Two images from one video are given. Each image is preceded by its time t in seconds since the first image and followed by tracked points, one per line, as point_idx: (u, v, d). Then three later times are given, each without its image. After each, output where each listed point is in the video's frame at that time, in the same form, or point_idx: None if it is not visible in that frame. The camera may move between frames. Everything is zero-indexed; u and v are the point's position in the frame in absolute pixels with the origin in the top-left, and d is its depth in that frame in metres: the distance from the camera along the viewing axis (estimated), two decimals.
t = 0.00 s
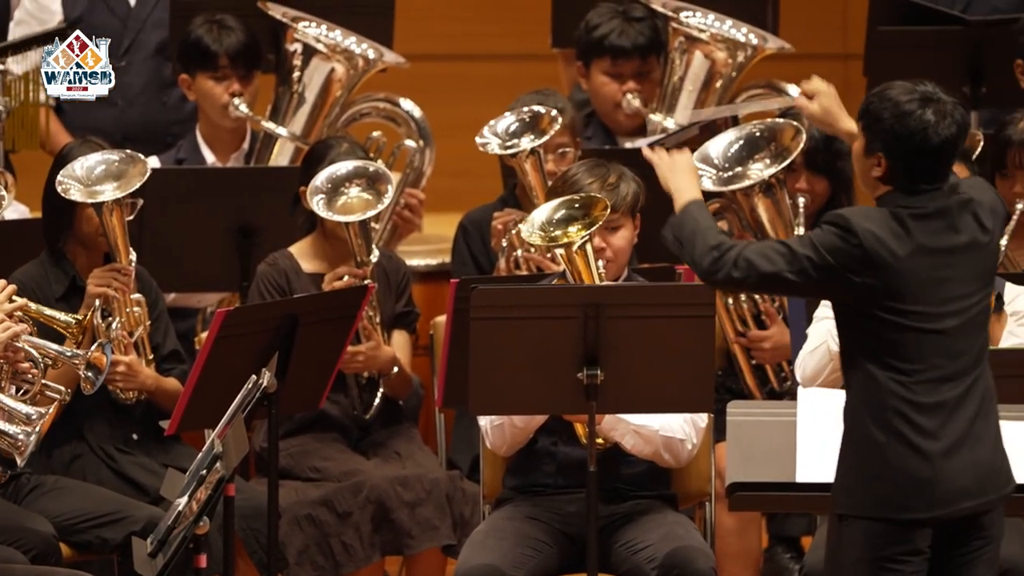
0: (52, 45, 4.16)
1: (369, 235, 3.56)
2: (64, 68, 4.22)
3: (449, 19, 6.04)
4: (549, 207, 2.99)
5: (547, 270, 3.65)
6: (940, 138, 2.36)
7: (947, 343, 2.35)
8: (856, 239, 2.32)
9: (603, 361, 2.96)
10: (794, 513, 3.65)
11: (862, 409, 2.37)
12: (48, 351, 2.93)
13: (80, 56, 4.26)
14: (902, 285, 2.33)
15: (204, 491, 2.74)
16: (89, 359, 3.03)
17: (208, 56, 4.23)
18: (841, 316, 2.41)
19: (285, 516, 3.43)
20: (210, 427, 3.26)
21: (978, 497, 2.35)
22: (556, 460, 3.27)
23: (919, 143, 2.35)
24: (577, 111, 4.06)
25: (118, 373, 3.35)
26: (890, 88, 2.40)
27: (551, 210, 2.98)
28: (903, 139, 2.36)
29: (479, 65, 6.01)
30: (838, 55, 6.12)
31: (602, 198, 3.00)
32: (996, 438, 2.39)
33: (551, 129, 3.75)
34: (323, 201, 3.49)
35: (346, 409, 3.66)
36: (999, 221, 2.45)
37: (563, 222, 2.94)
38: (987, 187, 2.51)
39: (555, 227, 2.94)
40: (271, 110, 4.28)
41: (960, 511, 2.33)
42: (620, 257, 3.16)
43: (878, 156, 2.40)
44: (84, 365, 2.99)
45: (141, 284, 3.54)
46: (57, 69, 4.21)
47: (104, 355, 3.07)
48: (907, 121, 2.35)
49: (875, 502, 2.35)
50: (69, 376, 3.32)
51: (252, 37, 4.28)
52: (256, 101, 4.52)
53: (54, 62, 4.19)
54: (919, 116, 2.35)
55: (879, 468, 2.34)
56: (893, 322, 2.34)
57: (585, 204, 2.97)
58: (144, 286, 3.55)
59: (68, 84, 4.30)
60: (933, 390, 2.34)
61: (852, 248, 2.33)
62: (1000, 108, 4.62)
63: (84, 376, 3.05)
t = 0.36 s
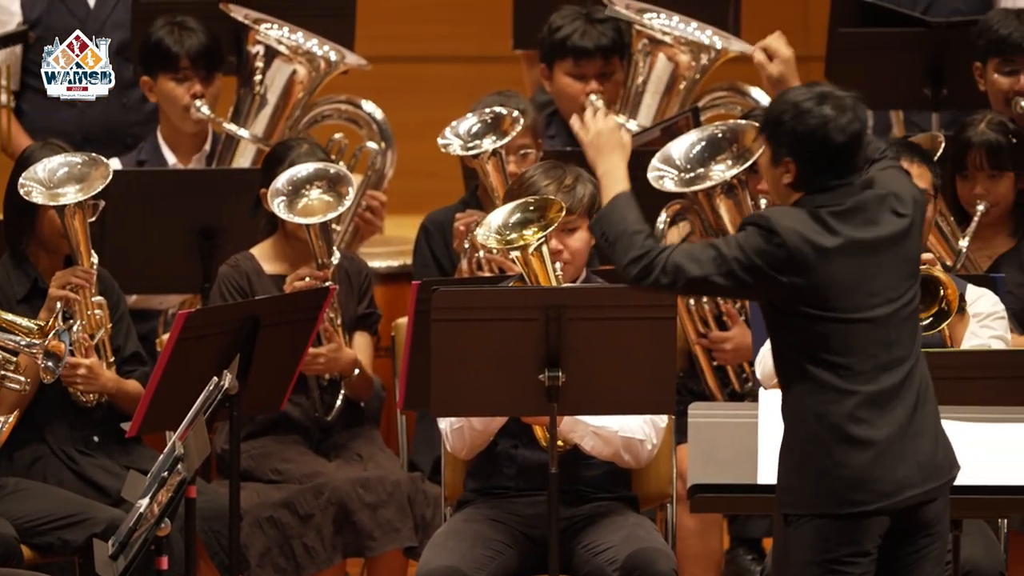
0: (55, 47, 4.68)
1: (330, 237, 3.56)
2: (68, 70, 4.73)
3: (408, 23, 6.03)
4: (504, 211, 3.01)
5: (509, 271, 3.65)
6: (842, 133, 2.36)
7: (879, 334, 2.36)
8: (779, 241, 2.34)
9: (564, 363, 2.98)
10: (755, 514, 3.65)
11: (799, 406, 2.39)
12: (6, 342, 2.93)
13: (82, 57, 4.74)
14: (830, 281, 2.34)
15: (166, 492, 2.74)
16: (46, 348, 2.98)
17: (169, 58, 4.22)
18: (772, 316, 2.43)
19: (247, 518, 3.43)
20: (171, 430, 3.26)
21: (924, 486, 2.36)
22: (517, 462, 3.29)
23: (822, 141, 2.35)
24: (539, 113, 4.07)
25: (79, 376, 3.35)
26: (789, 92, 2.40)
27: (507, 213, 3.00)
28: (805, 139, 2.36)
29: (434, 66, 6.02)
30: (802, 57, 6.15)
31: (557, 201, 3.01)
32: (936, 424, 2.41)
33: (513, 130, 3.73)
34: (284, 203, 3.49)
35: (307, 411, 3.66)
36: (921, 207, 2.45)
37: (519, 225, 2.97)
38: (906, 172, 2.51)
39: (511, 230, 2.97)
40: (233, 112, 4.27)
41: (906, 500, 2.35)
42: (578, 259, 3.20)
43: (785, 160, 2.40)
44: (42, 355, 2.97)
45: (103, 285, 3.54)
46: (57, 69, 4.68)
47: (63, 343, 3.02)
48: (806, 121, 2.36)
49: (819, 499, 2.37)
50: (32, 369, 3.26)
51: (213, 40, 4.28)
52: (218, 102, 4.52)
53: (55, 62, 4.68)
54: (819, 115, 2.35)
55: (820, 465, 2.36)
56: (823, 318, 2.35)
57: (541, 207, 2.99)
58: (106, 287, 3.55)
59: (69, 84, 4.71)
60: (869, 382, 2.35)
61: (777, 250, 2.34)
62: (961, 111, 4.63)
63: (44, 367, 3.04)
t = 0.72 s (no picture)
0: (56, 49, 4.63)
1: (294, 239, 3.57)
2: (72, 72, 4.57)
3: (380, 25, 6.22)
4: (464, 220, 3.04)
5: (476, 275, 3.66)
6: (735, 155, 2.34)
7: (833, 354, 2.31)
8: (713, 280, 2.29)
9: (528, 365, 3.00)
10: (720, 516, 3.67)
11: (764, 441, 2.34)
12: None
13: (81, 56, 4.54)
14: (775, 306, 2.30)
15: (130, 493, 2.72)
16: (9, 375, 3.19)
17: (134, 60, 4.22)
18: (728, 361, 2.37)
19: (211, 519, 3.43)
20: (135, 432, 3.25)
21: (904, 498, 2.29)
22: (481, 466, 3.35)
23: (718, 166, 2.34)
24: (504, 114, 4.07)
25: (44, 377, 3.34)
26: (678, 130, 2.40)
27: (466, 222, 3.03)
28: (704, 169, 2.35)
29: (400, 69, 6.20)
30: (768, 59, 6.18)
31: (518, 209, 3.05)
32: (909, 439, 2.35)
33: (483, 135, 3.74)
34: (248, 205, 3.49)
35: (272, 412, 3.67)
36: (846, 225, 2.43)
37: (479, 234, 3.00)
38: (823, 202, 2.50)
39: (471, 239, 3.00)
40: (198, 113, 4.27)
41: (890, 519, 2.28)
42: (538, 262, 3.27)
43: (693, 198, 2.38)
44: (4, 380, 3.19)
45: (69, 285, 3.53)
46: (57, 69, 4.65)
47: (26, 371, 3.20)
48: (698, 149, 2.35)
49: (800, 532, 2.29)
50: None
51: (177, 42, 4.28)
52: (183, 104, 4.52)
53: (55, 62, 4.64)
54: (706, 141, 2.35)
55: (794, 496, 2.30)
56: (775, 346, 2.30)
57: (501, 214, 3.03)
58: (72, 288, 3.54)
59: (69, 84, 4.63)
60: (829, 403, 2.30)
61: (717, 289, 2.29)
62: (925, 113, 4.63)
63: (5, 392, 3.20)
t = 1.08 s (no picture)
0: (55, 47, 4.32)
1: (263, 241, 3.56)
2: (65, 74, 4.31)
3: (348, 26, 6.23)
4: (430, 227, 3.08)
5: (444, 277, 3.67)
6: (795, 139, 2.34)
7: (822, 351, 2.33)
8: (723, 253, 2.29)
9: (496, 367, 3.01)
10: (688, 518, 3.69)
11: (739, 419, 2.34)
12: None
13: (81, 56, 4.22)
14: (776, 294, 2.30)
15: (98, 494, 2.74)
16: None
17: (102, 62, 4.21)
18: (715, 333, 2.36)
19: (179, 521, 3.43)
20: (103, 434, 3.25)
21: (864, 509, 2.33)
22: (449, 468, 3.37)
23: (778, 147, 2.34)
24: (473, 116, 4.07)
25: (12, 376, 3.34)
26: (739, 97, 2.38)
27: (432, 229, 3.08)
28: (759, 144, 2.34)
29: (371, 71, 6.23)
30: (738, 60, 6.20)
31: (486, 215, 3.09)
32: (881, 447, 2.38)
33: (452, 138, 3.74)
34: (217, 206, 3.49)
35: (240, 414, 3.68)
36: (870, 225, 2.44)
37: (447, 242, 3.05)
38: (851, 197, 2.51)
39: (438, 247, 3.04)
40: (166, 115, 4.26)
41: (846, 524, 2.31)
42: (507, 269, 3.32)
43: (738, 168, 2.37)
44: None
45: (37, 286, 3.53)
46: (54, 69, 4.39)
47: None
48: (762, 126, 2.34)
49: (757, 516, 2.31)
50: None
51: (145, 42, 4.25)
52: (152, 106, 4.52)
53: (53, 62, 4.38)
54: (772, 121, 2.34)
55: (758, 484, 2.32)
56: (769, 333, 2.31)
57: (469, 222, 3.07)
58: (40, 288, 3.54)
59: (68, 84, 4.29)
60: (812, 398, 2.32)
61: (723, 262, 2.29)
62: (894, 114, 4.65)
63: None
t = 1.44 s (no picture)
0: (57, 47, 4.25)
1: (230, 244, 3.56)
2: (65, 72, 4.26)
3: (309, 27, 6.26)
4: (396, 231, 3.12)
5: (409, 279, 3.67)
6: (815, 139, 2.38)
7: (832, 367, 2.36)
8: (742, 264, 2.30)
9: (461, 370, 3.02)
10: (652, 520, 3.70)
11: (746, 427, 2.38)
12: None
13: (82, 55, 4.23)
14: (790, 308, 2.34)
15: (64, 496, 2.72)
16: None
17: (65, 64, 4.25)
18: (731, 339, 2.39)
19: (144, 523, 3.43)
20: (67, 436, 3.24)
21: (858, 527, 2.38)
22: (414, 470, 3.38)
23: (795, 143, 2.37)
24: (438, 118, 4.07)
25: None
26: (767, 99, 2.43)
27: (399, 233, 3.11)
28: (780, 143, 2.38)
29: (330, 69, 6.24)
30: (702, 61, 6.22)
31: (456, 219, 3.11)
32: (883, 462, 2.42)
33: (417, 139, 3.74)
34: (183, 210, 3.48)
35: (205, 416, 3.66)
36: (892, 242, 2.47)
37: (413, 245, 3.08)
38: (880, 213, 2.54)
39: (405, 250, 3.08)
40: (129, 117, 4.27)
41: (840, 540, 2.36)
42: (473, 272, 3.34)
43: (758, 163, 2.42)
44: None
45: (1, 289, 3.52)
46: (57, 70, 4.26)
47: None
48: (782, 122, 2.38)
49: (753, 528, 2.36)
50: None
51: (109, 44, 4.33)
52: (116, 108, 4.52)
53: (54, 61, 4.26)
54: (791, 117, 2.38)
55: (757, 492, 2.37)
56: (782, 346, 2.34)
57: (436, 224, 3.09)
58: (5, 291, 3.53)
59: (69, 84, 4.26)
60: (818, 413, 2.36)
61: (741, 273, 2.31)
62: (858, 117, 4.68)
63: None
